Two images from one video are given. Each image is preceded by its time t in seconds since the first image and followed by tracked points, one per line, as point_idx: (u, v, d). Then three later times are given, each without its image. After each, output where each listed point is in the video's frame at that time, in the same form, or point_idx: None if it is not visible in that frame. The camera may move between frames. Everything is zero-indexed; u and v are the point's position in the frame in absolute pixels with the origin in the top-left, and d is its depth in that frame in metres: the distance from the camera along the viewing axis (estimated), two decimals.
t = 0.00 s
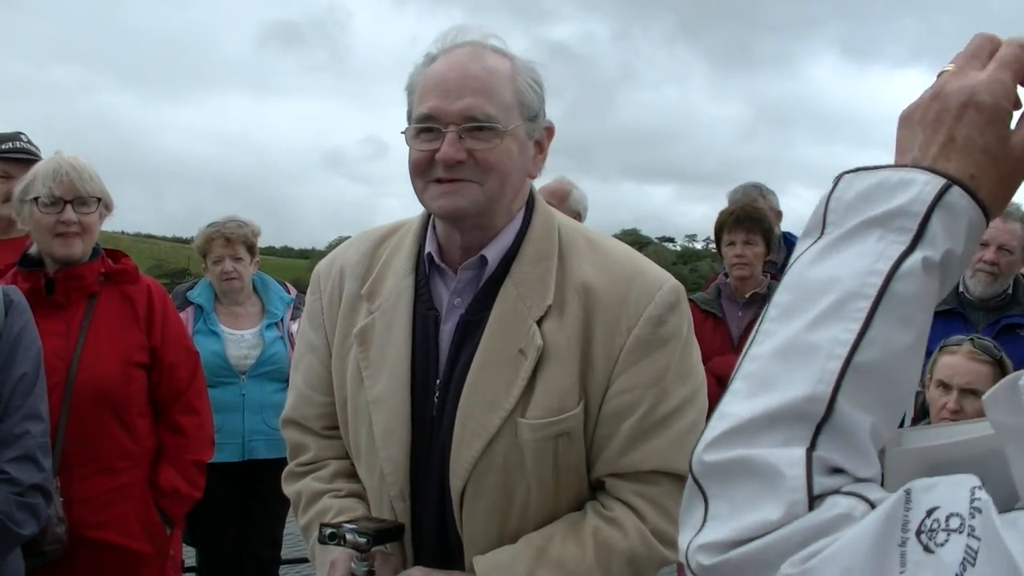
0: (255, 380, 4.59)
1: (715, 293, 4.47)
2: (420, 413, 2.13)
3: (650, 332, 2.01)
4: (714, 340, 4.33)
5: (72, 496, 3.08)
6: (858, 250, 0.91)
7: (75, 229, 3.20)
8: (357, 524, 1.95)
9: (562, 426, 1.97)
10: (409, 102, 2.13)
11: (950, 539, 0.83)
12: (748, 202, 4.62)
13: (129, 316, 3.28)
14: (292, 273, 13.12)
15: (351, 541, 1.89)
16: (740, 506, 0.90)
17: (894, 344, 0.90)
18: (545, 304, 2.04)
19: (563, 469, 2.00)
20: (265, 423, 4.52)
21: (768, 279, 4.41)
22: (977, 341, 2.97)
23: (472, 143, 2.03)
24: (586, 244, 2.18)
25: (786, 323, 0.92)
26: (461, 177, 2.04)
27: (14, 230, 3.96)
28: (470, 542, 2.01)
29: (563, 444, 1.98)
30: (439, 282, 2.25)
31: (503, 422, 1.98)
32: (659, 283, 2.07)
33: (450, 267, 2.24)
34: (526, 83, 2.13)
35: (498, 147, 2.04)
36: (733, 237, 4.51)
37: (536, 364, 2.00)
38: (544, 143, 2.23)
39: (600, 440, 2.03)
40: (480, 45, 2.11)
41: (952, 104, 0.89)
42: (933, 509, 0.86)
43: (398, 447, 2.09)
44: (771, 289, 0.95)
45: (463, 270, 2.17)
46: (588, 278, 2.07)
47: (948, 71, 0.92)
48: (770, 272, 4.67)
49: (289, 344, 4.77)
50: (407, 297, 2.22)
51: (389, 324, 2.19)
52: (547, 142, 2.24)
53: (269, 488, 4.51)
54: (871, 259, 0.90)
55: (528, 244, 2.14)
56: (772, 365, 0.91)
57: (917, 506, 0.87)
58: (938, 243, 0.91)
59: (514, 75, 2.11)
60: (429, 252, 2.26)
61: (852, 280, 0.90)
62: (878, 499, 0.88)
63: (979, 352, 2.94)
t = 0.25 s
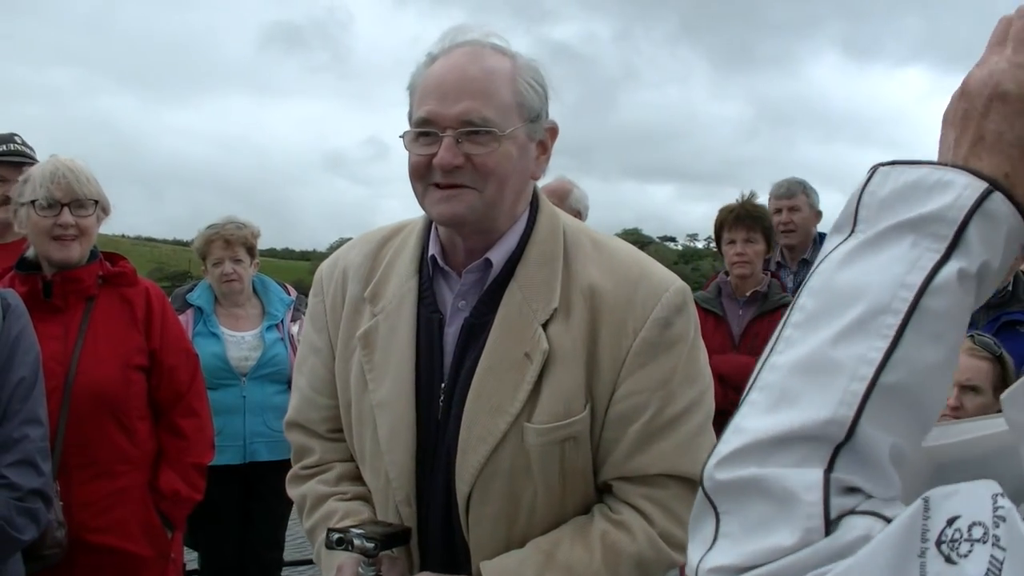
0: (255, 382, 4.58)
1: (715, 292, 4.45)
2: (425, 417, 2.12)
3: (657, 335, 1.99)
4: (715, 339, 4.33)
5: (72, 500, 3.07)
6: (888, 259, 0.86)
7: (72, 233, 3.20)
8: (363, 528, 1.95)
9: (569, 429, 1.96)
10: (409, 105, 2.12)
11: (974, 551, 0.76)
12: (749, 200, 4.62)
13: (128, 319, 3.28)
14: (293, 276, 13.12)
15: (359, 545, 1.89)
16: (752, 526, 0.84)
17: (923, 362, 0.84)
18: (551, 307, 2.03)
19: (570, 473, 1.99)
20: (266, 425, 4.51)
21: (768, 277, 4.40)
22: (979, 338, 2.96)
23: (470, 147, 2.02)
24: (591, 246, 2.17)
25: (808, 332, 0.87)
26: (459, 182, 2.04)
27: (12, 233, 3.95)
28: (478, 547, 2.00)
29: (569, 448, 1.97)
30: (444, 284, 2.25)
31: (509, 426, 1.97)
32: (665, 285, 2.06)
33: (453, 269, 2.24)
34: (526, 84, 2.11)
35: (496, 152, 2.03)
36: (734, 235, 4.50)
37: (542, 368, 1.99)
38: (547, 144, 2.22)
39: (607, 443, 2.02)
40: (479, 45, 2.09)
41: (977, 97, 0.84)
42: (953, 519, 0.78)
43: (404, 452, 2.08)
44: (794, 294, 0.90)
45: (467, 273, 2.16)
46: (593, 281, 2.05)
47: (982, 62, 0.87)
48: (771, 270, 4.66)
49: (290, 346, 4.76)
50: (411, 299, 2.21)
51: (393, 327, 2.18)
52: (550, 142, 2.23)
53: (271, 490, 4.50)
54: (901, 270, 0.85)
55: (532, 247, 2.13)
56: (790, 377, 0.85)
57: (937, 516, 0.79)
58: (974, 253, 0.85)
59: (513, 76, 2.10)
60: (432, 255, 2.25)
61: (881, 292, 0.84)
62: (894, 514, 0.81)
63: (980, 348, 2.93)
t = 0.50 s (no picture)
0: (250, 383, 4.58)
1: (710, 291, 4.44)
2: (423, 424, 2.12)
3: (655, 344, 1.99)
4: (710, 338, 4.34)
5: (66, 502, 3.07)
6: (928, 296, 0.95)
7: (65, 235, 3.19)
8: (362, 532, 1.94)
9: (565, 437, 1.96)
10: (405, 110, 2.12)
11: (982, 567, 0.86)
12: (743, 199, 4.62)
13: (121, 321, 3.27)
14: (289, 275, 13.10)
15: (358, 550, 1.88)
16: (759, 551, 0.93)
17: (948, 412, 0.93)
18: (548, 316, 2.03)
19: (567, 481, 2.00)
20: (261, 426, 4.50)
21: (762, 276, 4.40)
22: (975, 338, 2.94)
23: (464, 155, 2.01)
24: (590, 253, 2.17)
25: (837, 368, 0.95)
26: (453, 189, 2.04)
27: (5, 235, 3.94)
28: (474, 555, 2.01)
29: (566, 457, 1.97)
30: (443, 290, 2.25)
31: (506, 435, 1.97)
32: (664, 293, 2.05)
33: (452, 275, 2.24)
34: (523, 89, 2.11)
35: (491, 159, 2.02)
36: (728, 234, 4.49)
37: (539, 376, 1.99)
38: (546, 147, 2.21)
39: (605, 451, 2.02)
40: (475, 51, 2.09)
41: None
42: (960, 535, 0.88)
43: (402, 460, 2.08)
44: (824, 321, 0.99)
45: (465, 280, 2.17)
46: (591, 289, 2.05)
47: None
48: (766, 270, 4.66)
49: (284, 347, 4.75)
50: (410, 304, 2.20)
51: (391, 333, 2.18)
52: (549, 146, 2.22)
53: (267, 491, 4.50)
54: (938, 315, 0.93)
55: (530, 252, 2.13)
56: (815, 412, 0.94)
57: (944, 532, 0.89)
58: (1012, 303, 0.94)
59: (510, 81, 2.09)
60: (431, 261, 2.25)
61: (915, 336, 0.93)
62: (900, 538, 0.91)
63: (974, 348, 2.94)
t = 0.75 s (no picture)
0: (245, 384, 4.57)
1: (706, 291, 4.43)
2: (422, 425, 2.12)
3: (655, 351, 1.99)
4: (706, 338, 4.34)
5: (61, 503, 3.06)
6: (976, 321, 0.98)
7: (59, 236, 3.18)
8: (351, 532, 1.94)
9: (563, 440, 1.96)
10: (415, 109, 2.11)
11: (993, 572, 0.88)
12: (739, 199, 4.61)
13: (117, 322, 3.26)
14: (284, 276, 13.08)
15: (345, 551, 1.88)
16: (768, 553, 0.97)
17: (979, 441, 0.95)
18: (549, 318, 2.03)
19: (563, 484, 1.99)
20: (256, 426, 4.50)
21: (758, 276, 4.41)
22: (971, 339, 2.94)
23: (472, 155, 2.01)
24: (593, 258, 2.16)
25: (871, 382, 0.98)
26: (462, 189, 2.04)
27: None
28: (467, 556, 2.01)
29: (563, 460, 1.97)
30: (447, 291, 2.25)
31: (503, 436, 1.97)
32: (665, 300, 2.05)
33: (456, 276, 2.24)
34: (534, 92, 2.10)
35: (500, 160, 2.02)
36: (724, 234, 4.49)
37: (538, 379, 1.99)
38: (553, 150, 2.21)
39: (601, 456, 2.01)
40: (487, 51, 2.08)
41: None
42: (970, 539, 0.90)
43: (401, 460, 2.08)
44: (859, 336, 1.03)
45: (468, 281, 2.17)
46: (593, 293, 2.05)
47: None
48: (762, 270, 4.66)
49: (280, 347, 4.75)
50: (414, 305, 2.20)
51: (394, 333, 2.18)
52: (557, 149, 2.22)
53: (263, 492, 4.49)
54: (983, 342, 0.96)
55: (534, 255, 2.13)
56: (842, 423, 0.97)
57: (954, 535, 0.90)
58: None
59: (520, 83, 2.08)
60: (437, 262, 2.25)
61: (955, 360, 0.96)
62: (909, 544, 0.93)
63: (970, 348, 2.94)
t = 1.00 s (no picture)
0: (243, 385, 4.56)
1: (704, 292, 4.43)
2: (424, 412, 2.11)
3: (656, 341, 1.99)
4: (705, 338, 4.33)
5: (55, 503, 3.05)
6: (1017, 334, 0.99)
7: (56, 237, 3.17)
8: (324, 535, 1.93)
9: (565, 425, 1.96)
10: (431, 103, 2.12)
11: (1013, 572, 0.87)
12: (738, 199, 4.60)
13: (113, 321, 3.26)
14: (283, 276, 13.07)
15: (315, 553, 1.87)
16: (786, 548, 1.00)
17: (1013, 454, 0.95)
18: (554, 306, 2.04)
19: (563, 471, 1.99)
20: (253, 427, 4.50)
21: (757, 277, 4.41)
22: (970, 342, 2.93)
23: (488, 147, 2.02)
24: (597, 253, 2.16)
25: (902, 387, 1.00)
26: (476, 181, 2.04)
27: None
28: (466, 542, 1.99)
29: (564, 445, 1.96)
30: (452, 281, 2.24)
31: (506, 421, 1.97)
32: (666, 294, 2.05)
33: (463, 265, 2.23)
34: (548, 91, 2.10)
35: (514, 154, 2.02)
36: (723, 235, 4.48)
37: (542, 365, 2.00)
38: (562, 150, 2.21)
39: (600, 444, 2.01)
40: (503, 49, 2.08)
41: None
42: (992, 538, 0.89)
43: (402, 446, 2.07)
44: (892, 339, 1.06)
45: (474, 269, 2.17)
46: (597, 285, 2.05)
47: None
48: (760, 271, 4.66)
49: (277, 348, 4.74)
50: (420, 294, 2.20)
51: (399, 321, 2.17)
52: (565, 149, 2.22)
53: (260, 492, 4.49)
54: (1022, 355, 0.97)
55: (540, 247, 2.14)
56: (871, 425, 0.99)
57: (976, 534, 0.90)
58: None
59: (535, 82, 2.09)
60: (445, 251, 2.24)
61: (993, 372, 0.97)
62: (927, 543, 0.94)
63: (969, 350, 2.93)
